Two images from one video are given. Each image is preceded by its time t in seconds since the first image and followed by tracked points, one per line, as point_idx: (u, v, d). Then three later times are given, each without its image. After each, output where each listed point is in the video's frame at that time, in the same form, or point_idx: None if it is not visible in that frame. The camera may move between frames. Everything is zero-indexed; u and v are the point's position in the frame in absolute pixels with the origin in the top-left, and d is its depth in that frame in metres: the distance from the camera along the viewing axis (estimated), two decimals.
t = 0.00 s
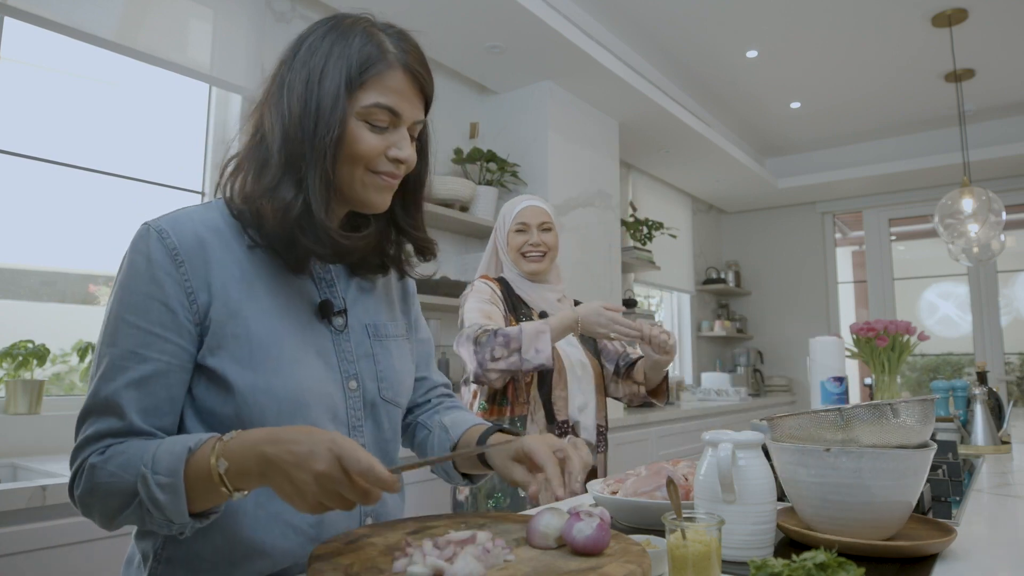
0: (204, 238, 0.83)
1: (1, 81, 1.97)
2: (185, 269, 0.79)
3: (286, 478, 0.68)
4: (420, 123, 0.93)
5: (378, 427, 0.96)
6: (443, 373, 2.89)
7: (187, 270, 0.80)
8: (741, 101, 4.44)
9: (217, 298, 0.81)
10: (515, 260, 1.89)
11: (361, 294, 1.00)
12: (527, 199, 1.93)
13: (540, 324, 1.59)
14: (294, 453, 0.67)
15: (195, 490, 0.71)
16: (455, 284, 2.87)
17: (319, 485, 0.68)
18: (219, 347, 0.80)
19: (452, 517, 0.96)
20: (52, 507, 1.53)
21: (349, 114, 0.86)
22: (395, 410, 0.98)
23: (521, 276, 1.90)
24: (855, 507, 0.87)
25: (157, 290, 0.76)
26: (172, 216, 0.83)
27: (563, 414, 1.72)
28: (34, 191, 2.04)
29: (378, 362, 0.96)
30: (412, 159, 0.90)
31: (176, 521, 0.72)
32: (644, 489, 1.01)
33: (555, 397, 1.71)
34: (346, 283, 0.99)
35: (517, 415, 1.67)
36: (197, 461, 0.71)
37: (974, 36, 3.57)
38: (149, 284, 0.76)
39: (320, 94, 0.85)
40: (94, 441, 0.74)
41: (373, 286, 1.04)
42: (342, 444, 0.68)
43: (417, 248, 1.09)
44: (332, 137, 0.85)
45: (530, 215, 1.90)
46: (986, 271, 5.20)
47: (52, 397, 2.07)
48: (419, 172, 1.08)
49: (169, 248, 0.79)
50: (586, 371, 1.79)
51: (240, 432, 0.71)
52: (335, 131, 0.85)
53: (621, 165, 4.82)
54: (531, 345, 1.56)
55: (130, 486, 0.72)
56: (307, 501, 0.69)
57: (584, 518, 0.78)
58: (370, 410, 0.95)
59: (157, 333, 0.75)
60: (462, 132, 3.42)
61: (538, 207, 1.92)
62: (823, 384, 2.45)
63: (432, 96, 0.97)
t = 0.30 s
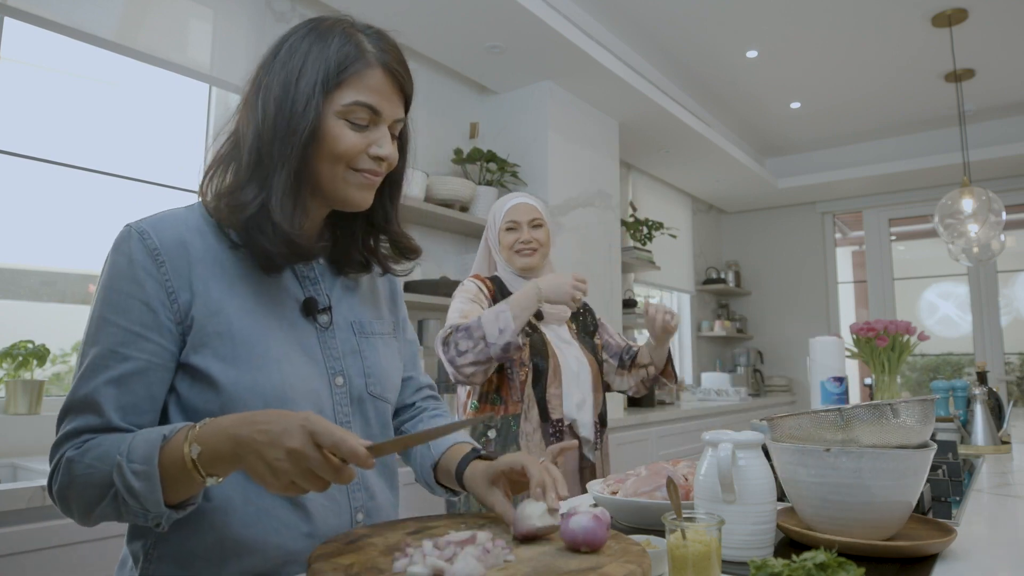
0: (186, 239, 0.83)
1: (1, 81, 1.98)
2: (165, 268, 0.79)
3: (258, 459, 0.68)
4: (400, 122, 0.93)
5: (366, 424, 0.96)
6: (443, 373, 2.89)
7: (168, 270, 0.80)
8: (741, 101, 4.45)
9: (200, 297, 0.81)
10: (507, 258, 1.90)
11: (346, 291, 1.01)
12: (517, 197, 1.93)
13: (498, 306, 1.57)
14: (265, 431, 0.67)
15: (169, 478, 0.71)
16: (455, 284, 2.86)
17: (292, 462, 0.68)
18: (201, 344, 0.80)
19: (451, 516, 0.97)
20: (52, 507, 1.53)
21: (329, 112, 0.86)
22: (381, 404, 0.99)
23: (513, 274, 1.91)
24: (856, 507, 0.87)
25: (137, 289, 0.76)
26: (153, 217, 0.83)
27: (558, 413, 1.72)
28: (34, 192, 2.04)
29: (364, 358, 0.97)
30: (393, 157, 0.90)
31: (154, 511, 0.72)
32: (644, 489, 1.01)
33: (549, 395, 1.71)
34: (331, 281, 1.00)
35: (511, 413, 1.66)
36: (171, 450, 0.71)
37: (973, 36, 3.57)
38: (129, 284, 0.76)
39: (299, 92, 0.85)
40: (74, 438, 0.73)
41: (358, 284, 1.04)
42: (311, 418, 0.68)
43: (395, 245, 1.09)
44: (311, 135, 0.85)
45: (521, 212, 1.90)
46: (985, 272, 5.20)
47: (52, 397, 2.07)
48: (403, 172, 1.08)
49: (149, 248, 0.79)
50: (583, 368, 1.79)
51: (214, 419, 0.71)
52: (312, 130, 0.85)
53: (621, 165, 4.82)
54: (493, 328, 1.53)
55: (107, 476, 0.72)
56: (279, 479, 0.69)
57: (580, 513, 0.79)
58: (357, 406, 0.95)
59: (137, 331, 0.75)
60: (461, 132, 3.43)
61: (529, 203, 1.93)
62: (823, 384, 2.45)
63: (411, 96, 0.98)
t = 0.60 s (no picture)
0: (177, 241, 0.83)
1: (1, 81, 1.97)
2: (157, 268, 0.79)
3: (262, 460, 0.69)
4: (387, 123, 0.94)
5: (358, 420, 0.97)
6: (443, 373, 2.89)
7: (159, 271, 0.80)
8: (741, 101, 4.45)
9: (191, 297, 0.81)
10: (507, 254, 1.91)
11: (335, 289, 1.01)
12: (517, 193, 1.95)
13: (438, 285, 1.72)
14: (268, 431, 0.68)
15: (165, 480, 0.71)
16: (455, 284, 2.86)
17: (298, 462, 0.68)
18: (192, 344, 0.80)
19: (449, 515, 0.97)
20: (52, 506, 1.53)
21: (317, 113, 0.86)
22: (372, 402, 0.99)
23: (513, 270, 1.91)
24: (856, 507, 0.87)
25: (128, 289, 0.76)
26: (143, 219, 0.83)
27: (552, 415, 1.70)
28: (34, 192, 2.03)
29: (354, 355, 0.97)
30: (380, 157, 0.91)
31: (149, 514, 0.72)
32: (644, 489, 1.01)
33: (544, 398, 1.70)
34: (320, 280, 1.00)
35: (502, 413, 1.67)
36: (166, 451, 0.70)
37: (973, 36, 3.57)
38: (121, 284, 0.76)
39: (287, 93, 0.85)
40: (65, 440, 0.73)
41: (346, 282, 1.05)
42: (314, 413, 0.69)
43: (384, 246, 1.09)
44: (297, 136, 0.85)
45: (519, 209, 1.92)
46: (985, 272, 5.20)
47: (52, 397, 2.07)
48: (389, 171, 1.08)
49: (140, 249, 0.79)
50: (581, 368, 1.79)
51: (209, 420, 0.71)
52: (299, 130, 0.85)
53: (621, 165, 4.82)
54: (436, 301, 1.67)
55: (99, 479, 0.71)
56: (288, 478, 0.70)
57: (580, 514, 0.79)
58: (348, 404, 0.96)
59: (129, 331, 0.75)
60: (461, 132, 3.43)
61: (531, 198, 1.94)
62: (823, 384, 2.45)
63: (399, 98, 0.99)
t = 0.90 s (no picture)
0: (173, 240, 0.83)
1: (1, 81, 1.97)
2: (153, 265, 0.79)
3: (273, 456, 0.68)
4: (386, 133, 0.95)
5: (351, 419, 0.97)
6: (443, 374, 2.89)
7: (155, 269, 0.79)
8: (741, 101, 4.44)
9: (188, 296, 0.81)
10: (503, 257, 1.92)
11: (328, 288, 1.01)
12: (512, 194, 1.92)
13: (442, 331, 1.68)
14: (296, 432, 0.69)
15: (167, 482, 0.71)
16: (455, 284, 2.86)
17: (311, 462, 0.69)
18: (188, 342, 0.80)
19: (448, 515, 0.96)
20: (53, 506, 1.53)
21: (322, 119, 0.86)
22: (364, 401, 1.00)
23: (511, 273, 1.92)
24: (856, 507, 0.87)
25: (124, 285, 0.75)
26: (138, 217, 0.83)
27: (541, 421, 1.70)
28: (33, 191, 2.03)
29: (348, 356, 0.98)
30: (379, 167, 0.92)
31: (149, 515, 0.72)
32: (644, 489, 1.01)
33: (534, 404, 1.70)
34: (312, 279, 1.00)
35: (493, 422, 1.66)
36: (173, 452, 0.71)
37: (973, 36, 3.57)
38: (118, 280, 0.75)
39: (293, 99, 0.85)
40: (56, 435, 0.72)
41: (338, 283, 1.05)
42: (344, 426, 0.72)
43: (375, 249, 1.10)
44: (302, 142, 0.85)
45: (514, 212, 1.89)
46: (985, 272, 5.20)
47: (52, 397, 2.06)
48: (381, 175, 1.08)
49: (136, 246, 0.79)
50: (577, 371, 1.79)
51: (224, 423, 0.72)
52: (305, 136, 0.85)
53: (621, 165, 4.82)
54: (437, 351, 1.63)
55: (98, 477, 0.71)
56: (291, 478, 0.68)
57: (580, 514, 0.79)
58: (342, 403, 0.96)
59: (126, 328, 0.75)
60: (461, 132, 3.43)
61: (527, 200, 1.92)
62: (823, 384, 2.45)
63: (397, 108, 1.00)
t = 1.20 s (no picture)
0: (183, 233, 0.83)
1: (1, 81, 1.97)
2: (166, 258, 0.80)
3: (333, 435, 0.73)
4: (391, 141, 0.95)
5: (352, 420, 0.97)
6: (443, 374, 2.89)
7: (167, 260, 0.79)
8: (741, 101, 4.45)
9: (198, 289, 0.81)
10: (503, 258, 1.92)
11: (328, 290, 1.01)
12: (513, 193, 1.92)
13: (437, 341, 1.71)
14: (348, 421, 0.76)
15: (222, 470, 0.72)
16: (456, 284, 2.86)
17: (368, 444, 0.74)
18: (196, 336, 0.80)
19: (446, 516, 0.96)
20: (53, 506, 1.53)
21: (331, 125, 0.86)
22: (365, 402, 1.00)
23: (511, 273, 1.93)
24: (856, 507, 0.87)
25: (138, 274, 0.75)
26: (147, 211, 0.82)
27: (544, 429, 1.69)
28: (33, 191, 2.03)
29: (349, 358, 0.98)
30: (381, 174, 0.92)
31: (200, 502, 0.71)
32: (644, 489, 1.01)
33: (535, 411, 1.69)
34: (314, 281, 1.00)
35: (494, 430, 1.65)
36: (230, 438, 0.72)
37: (973, 36, 3.57)
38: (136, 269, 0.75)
39: (303, 102, 0.85)
40: (87, 422, 0.69)
41: (338, 286, 1.05)
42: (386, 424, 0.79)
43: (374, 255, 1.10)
44: (308, 147, 0.85)
45: (514, 211, 1.90)
46: (985, 272, 5.20)
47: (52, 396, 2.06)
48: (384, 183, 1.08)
49: (149, 239, 0.79)
50: (579, 375, 1.80)
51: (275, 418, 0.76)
52: (312, 142, 0.85)
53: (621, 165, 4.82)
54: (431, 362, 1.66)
55: (150, 462, 0.69)
56: (352, 457, 0.73)
57: (580, 514, 0.79)
58: (345, 404, 0.96)
59: (143, 318, 0.74)
60: (461, 132, 3.43)
61: (528, 198, 1.92)
62: (823, 384, 2.45)
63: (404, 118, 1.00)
